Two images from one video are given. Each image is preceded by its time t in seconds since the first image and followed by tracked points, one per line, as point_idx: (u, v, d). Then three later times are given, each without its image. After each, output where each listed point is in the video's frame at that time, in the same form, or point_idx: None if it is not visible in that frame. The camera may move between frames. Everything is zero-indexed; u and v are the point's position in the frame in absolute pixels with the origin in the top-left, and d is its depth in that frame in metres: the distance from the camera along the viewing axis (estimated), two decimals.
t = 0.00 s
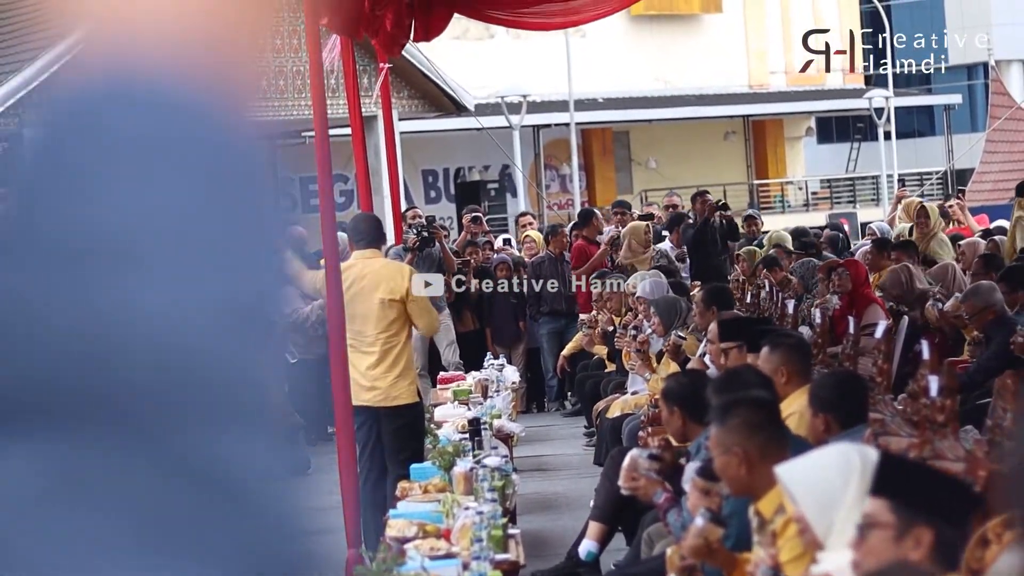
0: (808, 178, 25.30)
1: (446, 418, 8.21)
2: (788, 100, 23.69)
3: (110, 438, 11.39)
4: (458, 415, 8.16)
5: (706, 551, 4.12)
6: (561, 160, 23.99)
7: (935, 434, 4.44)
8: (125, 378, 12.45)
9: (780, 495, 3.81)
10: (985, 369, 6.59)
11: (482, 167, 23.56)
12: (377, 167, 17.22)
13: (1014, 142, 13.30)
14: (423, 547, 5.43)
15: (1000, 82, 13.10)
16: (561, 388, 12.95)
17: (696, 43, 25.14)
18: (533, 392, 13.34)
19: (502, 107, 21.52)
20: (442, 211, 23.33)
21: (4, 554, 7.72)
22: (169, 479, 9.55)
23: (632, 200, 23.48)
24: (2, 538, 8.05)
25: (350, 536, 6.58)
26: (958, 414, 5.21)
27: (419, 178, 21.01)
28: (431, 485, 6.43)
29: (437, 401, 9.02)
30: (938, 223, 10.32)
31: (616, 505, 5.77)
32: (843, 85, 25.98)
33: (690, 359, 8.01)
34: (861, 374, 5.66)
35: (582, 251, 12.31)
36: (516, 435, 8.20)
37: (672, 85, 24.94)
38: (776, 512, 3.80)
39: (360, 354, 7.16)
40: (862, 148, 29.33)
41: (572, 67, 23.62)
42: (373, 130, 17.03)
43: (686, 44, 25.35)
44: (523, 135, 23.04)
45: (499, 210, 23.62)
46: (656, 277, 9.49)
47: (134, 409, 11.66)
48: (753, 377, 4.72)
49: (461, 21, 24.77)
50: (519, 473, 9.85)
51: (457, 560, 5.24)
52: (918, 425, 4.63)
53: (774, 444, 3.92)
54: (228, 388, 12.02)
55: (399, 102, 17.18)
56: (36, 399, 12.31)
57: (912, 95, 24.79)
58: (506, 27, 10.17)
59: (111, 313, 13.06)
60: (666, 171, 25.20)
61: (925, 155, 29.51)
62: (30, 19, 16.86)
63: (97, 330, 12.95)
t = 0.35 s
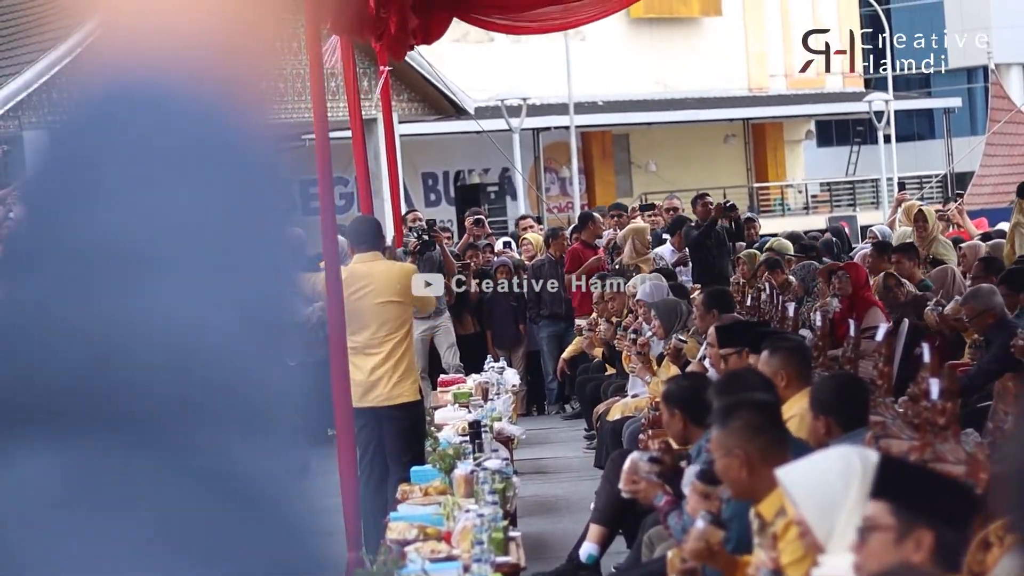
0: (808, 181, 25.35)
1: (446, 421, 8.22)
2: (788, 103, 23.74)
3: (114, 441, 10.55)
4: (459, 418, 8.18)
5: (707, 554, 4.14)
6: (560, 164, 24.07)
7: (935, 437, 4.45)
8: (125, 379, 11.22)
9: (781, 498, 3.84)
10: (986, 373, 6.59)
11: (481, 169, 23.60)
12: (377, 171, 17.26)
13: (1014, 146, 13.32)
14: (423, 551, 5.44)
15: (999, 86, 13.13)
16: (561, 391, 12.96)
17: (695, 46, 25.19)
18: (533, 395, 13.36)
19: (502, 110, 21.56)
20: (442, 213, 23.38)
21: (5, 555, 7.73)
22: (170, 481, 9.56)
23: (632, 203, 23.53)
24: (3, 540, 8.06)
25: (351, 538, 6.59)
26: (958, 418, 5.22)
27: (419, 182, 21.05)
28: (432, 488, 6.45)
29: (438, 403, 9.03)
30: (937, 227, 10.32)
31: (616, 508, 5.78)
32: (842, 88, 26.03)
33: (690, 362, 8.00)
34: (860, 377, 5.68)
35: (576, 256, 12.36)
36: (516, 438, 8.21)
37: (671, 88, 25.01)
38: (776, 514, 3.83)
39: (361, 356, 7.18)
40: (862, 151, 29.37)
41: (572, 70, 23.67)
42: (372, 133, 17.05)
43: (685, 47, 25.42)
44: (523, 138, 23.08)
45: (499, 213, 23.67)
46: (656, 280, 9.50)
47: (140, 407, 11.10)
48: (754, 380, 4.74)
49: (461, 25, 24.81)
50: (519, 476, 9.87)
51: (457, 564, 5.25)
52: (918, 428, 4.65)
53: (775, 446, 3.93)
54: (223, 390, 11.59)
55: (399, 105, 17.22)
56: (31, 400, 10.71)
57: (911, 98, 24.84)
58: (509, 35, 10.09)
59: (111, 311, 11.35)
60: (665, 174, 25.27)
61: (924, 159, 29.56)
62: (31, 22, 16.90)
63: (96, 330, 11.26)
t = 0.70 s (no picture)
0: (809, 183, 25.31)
1: (446, 423, 8.20)
2: (790, 105, 23.69)
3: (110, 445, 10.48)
4: (458, 420, 8.15)
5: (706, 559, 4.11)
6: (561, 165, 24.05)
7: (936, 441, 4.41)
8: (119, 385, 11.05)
9: (780, 501, 3.81)
10: (986, 375, 6.56)
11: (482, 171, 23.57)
12: (377, 172, 17.23)
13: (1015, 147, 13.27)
14: (423, 553, 5.42)
15: (1002, 88, 13.09)
16: (562, 393, 12.90)
17: (696, 47, 25.14)
18: (533, 397, 13.31)
19: (502, 112, 21.50)
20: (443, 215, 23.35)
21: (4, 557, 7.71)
22: (168, 483, 9.52)
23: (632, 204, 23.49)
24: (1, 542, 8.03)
25: (350, 541, 6.56)
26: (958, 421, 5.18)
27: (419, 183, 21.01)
28: (431, 491, 6.43)
29: (438, 405, 9.00)
30: (936, 228, 10.28)
31: (617, 512, 5.75)
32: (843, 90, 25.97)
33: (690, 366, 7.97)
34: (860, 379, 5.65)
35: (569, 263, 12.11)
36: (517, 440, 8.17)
37: (671, 89, 24.96)
38: (777, 518, 3.80)
39: (364, 357, 7.14)
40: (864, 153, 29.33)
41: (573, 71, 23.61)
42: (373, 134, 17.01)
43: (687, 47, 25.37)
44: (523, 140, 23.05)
45: (499, 214, 23.64)
46: (657, 282, 9.45)
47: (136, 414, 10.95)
48: (754, 382, 4.72)
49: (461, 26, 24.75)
50: (519, 478, 9.84)
51: (457, 566, 5.23)
52: (918, 431, 4.61)
53: (775, 447, 3.90)
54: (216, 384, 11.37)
55: (400, 106, 17.17)
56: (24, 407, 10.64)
57: (913, 99, 24.78)
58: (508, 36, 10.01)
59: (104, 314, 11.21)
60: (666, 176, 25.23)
61: (925, 161, 29.51)
62: (31, 22, 16.90)
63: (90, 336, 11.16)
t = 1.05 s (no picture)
0: (818, 185, 25.27)
1: (453, 425, 8.20)
2: (800, 108, 23.63)
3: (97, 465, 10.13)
4: (465, 422, 8.15)
5: (711, 561, 4.10)
6: (569, 168, 24.03)
7: (940, 442, 4.40)
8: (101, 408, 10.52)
9: (787, 504, 3.79)
10: (993, 380, 6.54)
11: (490, 174, 23.57)
12: (385, 173, 17.21)
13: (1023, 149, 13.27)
14: (429, 554, 5.42)
15: (1011, 90, 13.07)
16: (569, 394, 12.83)
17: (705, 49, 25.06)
18: (540, 399, 13.29)
19: (510, 114, 21.50)
20: (451, 217, 23.34)
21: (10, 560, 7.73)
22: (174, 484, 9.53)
23: (639, 206, 23.49)
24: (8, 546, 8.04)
25: (358, 542, 6.57)
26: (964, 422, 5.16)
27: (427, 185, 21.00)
28: (438, 492, 6.41)
29: (445, 407, 8.99)
30: (944, 229, 10.24)
31: (623, 514, 5.73)
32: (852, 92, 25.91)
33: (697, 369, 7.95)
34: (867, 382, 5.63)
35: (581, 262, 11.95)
36: (523, 441, 8.15)
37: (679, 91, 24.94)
38: (781, 520, 3.78)
39: (371, 359, 7.12)
40: (872, 155, 29.29)
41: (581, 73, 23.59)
42: (381, 136, 17.03)
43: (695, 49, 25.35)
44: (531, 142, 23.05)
45: (507, 216, 23.63)
46: (665, 284, 9.43)
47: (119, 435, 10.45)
48: (762, 385, 4.71)
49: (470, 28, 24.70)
50: (525, 480, 9.82)
51: (463, 567, 5.23)
52: (924, 432, 4.60)
53: (781, 450, 3.90)
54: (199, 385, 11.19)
55: (408, 109, 17.12)
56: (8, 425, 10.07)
57: (922, 102, 24.71)
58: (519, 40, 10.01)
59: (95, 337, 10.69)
60: (674, 178, 25.21)
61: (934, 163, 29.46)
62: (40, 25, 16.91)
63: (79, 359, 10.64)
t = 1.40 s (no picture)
0: (821, 186, 25.28)
1: (455, 426, 8.19)
2: (803, 110, 23.64)
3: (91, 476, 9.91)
4: (468, 422, 8.15)
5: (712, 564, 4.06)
6: (573, 169, 24.03)
7: (941, 443, 4.38)
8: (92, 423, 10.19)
9: (789, 504, 3.79)
10: (996, 380, 6.53)
11: (493, 175, 23.58)
12: (388, 175, 17.21)
13: None
14: (431, 554, 5.41)
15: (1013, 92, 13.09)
16: (572, 396, 12.90)
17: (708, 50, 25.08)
18: (543, 401, 13.27)
19: (513, 115, 21.53)
20: (454, 218, 23.34)
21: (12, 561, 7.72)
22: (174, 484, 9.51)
23: (642, 207, 23.54)
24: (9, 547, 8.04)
25: (360, 542, 6.57)
26: (966, 423, 5.15)
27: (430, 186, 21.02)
28: (440, 493, 6.40)
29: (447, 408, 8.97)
30: (947, 231, 10.24)
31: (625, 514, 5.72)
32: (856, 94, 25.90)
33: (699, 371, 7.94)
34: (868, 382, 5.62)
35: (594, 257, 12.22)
36: (526, 442, 8.14)
37: (681, 93, 24.94)
38: (783, 521, 3.78)
39: (372, 361, 7.11)
40: (875, 157, 29.30)
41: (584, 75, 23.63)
42: (383, 138, 17.05)
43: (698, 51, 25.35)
44: (534, 143, 23.06)
45: (511, 218, 23.66)
46: (667, 285, 9.44)
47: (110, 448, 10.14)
48: (763, 386, 4.72)
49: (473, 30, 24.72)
50: (527, 481, 9.82)
51: (464, 568, 5.22)
52: (925, 433, 4.59)
53: (783, 451, 3.89)
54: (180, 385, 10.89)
55: (411, 110, 17.13)
56: None
57: (925, 104, 24.70)
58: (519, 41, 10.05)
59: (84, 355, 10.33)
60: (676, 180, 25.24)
61: (937, 165, 29.45)
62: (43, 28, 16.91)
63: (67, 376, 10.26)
